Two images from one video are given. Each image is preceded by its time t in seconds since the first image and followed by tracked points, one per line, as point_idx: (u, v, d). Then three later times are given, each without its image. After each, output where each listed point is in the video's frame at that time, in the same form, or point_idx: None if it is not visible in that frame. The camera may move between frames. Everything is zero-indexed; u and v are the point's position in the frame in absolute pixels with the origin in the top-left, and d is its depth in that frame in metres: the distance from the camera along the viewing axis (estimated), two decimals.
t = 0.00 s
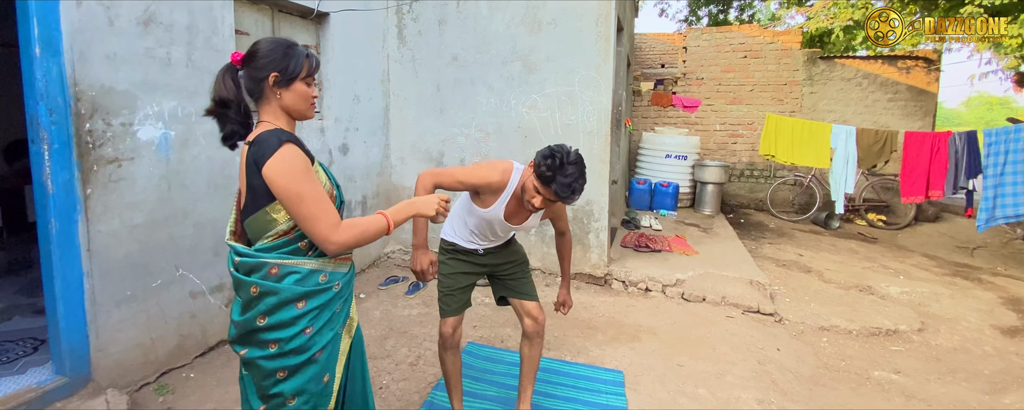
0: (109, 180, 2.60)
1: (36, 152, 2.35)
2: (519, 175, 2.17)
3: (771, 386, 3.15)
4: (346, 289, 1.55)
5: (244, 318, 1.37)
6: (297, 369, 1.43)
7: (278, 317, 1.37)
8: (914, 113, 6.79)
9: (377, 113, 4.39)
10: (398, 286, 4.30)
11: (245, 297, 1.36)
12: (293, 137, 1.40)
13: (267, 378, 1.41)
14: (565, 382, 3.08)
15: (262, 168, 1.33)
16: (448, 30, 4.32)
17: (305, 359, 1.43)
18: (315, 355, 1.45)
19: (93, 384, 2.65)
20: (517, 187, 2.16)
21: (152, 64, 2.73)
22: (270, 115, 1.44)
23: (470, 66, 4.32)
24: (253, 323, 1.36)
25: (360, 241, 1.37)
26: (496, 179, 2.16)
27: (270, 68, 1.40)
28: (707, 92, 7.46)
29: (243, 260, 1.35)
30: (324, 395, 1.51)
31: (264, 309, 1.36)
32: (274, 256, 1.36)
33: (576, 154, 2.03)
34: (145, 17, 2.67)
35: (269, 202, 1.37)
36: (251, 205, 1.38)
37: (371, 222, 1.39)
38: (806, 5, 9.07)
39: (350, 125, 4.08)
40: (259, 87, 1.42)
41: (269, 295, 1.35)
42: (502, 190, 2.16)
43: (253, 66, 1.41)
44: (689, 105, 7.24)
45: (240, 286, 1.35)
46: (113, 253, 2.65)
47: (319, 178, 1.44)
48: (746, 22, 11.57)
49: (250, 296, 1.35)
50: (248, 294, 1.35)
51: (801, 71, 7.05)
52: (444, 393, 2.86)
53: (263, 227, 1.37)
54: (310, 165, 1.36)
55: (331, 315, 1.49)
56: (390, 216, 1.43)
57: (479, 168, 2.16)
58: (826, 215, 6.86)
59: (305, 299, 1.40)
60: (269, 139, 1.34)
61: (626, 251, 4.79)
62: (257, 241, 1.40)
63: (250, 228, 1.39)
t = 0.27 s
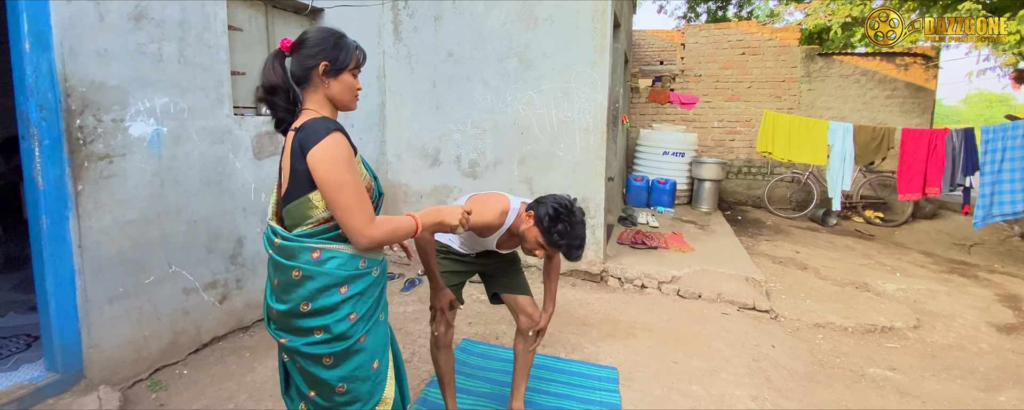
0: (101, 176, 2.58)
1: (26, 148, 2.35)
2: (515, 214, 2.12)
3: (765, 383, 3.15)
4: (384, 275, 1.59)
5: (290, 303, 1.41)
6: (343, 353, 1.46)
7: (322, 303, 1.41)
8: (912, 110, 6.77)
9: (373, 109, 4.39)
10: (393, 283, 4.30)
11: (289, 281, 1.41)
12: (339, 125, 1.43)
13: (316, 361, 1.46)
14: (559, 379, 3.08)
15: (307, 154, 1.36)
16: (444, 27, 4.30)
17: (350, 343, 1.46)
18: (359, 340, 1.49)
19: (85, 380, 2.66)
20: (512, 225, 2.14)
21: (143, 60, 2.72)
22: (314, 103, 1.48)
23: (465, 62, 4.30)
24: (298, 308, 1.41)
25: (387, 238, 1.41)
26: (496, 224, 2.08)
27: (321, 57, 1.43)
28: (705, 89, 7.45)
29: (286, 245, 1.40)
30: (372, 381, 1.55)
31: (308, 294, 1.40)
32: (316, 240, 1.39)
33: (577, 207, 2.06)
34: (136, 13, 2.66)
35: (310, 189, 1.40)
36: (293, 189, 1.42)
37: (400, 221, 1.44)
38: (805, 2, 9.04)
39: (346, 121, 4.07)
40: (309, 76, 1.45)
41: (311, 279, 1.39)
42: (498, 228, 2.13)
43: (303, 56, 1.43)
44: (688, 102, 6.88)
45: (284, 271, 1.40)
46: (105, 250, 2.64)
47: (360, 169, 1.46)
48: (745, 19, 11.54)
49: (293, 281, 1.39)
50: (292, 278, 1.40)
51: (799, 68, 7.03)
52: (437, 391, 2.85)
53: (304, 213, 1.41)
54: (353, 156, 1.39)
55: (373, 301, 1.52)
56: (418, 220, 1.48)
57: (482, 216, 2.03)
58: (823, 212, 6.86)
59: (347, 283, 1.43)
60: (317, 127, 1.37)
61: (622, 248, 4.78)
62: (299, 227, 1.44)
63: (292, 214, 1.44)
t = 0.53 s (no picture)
0: (95, 172, 2.58)
1: (20, 143, 2.34)
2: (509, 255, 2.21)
3: (761, 378, 3.15)
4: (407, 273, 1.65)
5: (335, 308, 1.40)
6: (386, 350, 1.51)
7: (370, 303, 1.44)
8: (912, 105, 6.75)
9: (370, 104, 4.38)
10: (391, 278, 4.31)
11: (335, 286, 1.41)
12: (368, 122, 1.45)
13: (361, 364, 1.48)
14: (556, 374, 3.07)
15: (346, 154, 1.36)
16: (441, 22, 4.28)
17: (391, 340, 1.51)
18: (398, 337, 1.55)
19: (81, 375, 2.66)
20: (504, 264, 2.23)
21: (137, 55, 2.71)
22: (335, 98, 1.48)
23: (463, 58, 4.28)
24: (347, 311, 1.41)
25: (420, 240, 1.48)
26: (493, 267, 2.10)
27: (345, 49, 1.44)
28: (704, 85, 7.43)
29: (328, 248, 1.39)
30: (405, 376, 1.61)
31: (357, 296, 1.41)
32: (360, 241, 1.41)
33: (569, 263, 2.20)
34: (130, 7, 2.65)
35: (346, 189, 1.41)
36: (325, 189, 1.41)
37: (428, 224, 1.51)
38: None
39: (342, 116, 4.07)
40: (333, 69, 1.45)
41: (360, 280, 1.41)
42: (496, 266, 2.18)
43: (325, 47, 1.43)
44: (687, 97, 7.12)
45: (328, 275, 1.39)
46: (100, 246, 2.64)
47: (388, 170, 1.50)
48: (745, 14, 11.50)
49: (340, 284, 1.40)
50: (339, 282, 1.40)
51: (799, 63, 7.01)
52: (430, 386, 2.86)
53: (340, 215, 1.42)
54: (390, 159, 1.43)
55: (406, 298, 1.58)
56: (440, 221, 1.56)
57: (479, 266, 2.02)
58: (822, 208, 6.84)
59: (390, 282, 1.47)
60: (353, 126, 1.37)
61: (620, 243, 4.77)
62: (335, 230, 1.44)
63: (326, 216, 1.44)
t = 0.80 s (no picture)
0: (93, 166, 2.58)
1: (16, 137, 2.34)
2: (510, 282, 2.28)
3: (760, 372, 3.15)
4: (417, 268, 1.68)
5: (360, 304, 1.42)
6: (404, 344, 1.54)
7: (393, 298, 1.46)
8: (914, 99, 6.71)
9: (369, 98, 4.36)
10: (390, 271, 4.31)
11: (359, 282, 1.42)
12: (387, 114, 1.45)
13: (380, 358, 1.50)
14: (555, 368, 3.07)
15: (373, 152, 1.34)
16: (441, 15, 4.26)
17: (408, 334, 1.55)
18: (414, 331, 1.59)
19: (81, 369, 2.67)
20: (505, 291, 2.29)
21: (134, 48, 2.70)
22: (355, 91, 1.46)
23: (462, 51, 4.26)
24: (371, 307, 1.43)
25: (437, 241, 1.50)
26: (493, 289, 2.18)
27: (368, 42, 1.41)
28: (705, 79, 7.39)
29: (352, 244, 1.39)
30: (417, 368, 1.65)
31: (381, 292, 1.43)
32: (384, 237, 1.43)
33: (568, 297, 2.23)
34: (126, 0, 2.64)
35: (368, 187, 1.40)
36: (346, 186, 1.40)
37: (443, 223, 1.53)
38: None
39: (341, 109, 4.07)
40: (355, 61, 1.42)
41: (384, 276, 1.43)
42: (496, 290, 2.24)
43: (347, 37, 1.38)
44: (687, 92, 7.14)
45: (353, 271, 1.40)
46: (98, 239, 2.64)
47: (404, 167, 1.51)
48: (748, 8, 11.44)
49: (365, 280, 1.41)
50: (363, 277, 1.41)
51: (801, 57, 6.97)
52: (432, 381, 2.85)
53: (362, 212, 1.41)
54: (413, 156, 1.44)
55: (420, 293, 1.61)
56: (451, 222, 1.58)
57: (480, 284, 2.07)
58: (823, 203, 6.82)
59: (410, 277, 1.50)
60: (381, 123, 1.36)
61: (620, 238, 4.77)
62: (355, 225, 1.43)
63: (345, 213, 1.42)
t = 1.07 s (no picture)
0: (94, 158, 2.58)
1: (18, 128, 2.34)
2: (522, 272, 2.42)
3: (763, 366, 3.13)
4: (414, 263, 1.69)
5: (368, 299, 1.42)
6: (407, 338, 1.56)
7: (398, 293, 1.48)
8: (922, 92, 6.63)
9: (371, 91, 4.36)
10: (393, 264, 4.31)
11: (365, 277, 1.42)
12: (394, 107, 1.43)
13: (385, 353, 1.51)
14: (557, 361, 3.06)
15: (385, 147, 1.33)
16: (443, 7, 4.24)
17: (411, 328, 1.56)
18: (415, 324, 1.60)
19: (84, 360, 2.68)
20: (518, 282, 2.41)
21: (135, 40, 2.69)
22: (362, 81, 1.43)
23: (464, 44, 4.24)
24: (378, 302, 1.43)
25: (443, 238, 1.51)
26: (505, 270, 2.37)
27: (377, 33, 1.39)
28: (711, 72, 7.35)
29: (360, 239, 1.39)
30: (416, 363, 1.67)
31: (388, 287, 1.44)
32: (390, 232, 1.44)
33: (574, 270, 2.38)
34: None
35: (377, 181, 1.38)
36: (355, 180, 1.38)
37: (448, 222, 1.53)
38: None
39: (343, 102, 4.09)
40: (364, 53, 1.39)
41: (391, 271, 1.44)
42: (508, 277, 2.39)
43: (357, 28, 1.36)
44: (691, 84, 7.33)
45: (361, 266, 1.40)
46: (101, 231, 2.65)
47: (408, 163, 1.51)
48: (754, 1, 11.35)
49: (373, 275, 1.41)
50: (370, 272, 1.41)
51: (807, 50, 6.91)
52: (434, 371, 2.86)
53: (368, 207, 1.40)
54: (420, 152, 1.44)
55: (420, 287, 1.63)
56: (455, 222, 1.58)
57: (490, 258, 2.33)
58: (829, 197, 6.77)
59: (414, 271, 1.51)
60: (393, 117, 1.35)
61: (623, 231, 4.75)
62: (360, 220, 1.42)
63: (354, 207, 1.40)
